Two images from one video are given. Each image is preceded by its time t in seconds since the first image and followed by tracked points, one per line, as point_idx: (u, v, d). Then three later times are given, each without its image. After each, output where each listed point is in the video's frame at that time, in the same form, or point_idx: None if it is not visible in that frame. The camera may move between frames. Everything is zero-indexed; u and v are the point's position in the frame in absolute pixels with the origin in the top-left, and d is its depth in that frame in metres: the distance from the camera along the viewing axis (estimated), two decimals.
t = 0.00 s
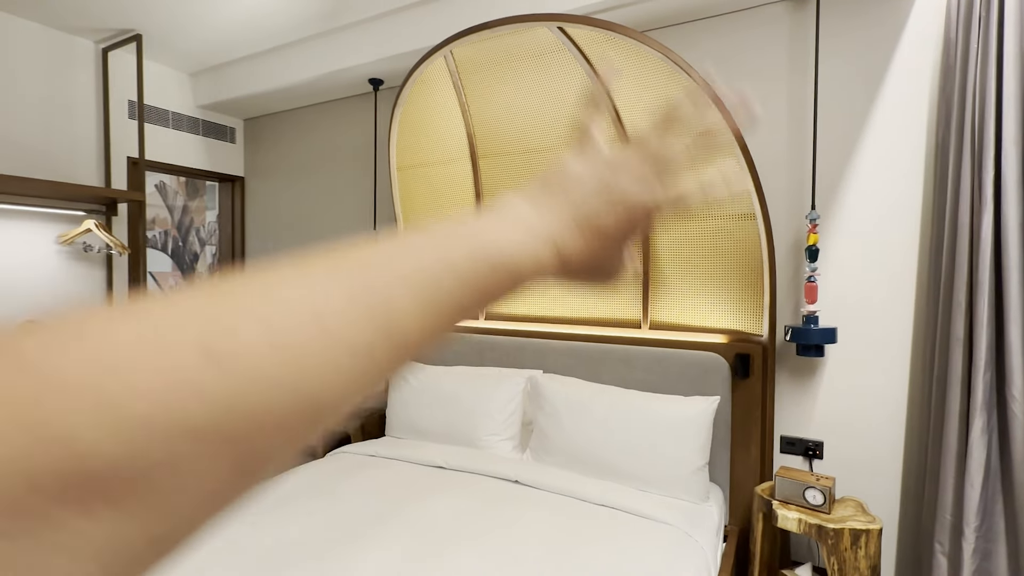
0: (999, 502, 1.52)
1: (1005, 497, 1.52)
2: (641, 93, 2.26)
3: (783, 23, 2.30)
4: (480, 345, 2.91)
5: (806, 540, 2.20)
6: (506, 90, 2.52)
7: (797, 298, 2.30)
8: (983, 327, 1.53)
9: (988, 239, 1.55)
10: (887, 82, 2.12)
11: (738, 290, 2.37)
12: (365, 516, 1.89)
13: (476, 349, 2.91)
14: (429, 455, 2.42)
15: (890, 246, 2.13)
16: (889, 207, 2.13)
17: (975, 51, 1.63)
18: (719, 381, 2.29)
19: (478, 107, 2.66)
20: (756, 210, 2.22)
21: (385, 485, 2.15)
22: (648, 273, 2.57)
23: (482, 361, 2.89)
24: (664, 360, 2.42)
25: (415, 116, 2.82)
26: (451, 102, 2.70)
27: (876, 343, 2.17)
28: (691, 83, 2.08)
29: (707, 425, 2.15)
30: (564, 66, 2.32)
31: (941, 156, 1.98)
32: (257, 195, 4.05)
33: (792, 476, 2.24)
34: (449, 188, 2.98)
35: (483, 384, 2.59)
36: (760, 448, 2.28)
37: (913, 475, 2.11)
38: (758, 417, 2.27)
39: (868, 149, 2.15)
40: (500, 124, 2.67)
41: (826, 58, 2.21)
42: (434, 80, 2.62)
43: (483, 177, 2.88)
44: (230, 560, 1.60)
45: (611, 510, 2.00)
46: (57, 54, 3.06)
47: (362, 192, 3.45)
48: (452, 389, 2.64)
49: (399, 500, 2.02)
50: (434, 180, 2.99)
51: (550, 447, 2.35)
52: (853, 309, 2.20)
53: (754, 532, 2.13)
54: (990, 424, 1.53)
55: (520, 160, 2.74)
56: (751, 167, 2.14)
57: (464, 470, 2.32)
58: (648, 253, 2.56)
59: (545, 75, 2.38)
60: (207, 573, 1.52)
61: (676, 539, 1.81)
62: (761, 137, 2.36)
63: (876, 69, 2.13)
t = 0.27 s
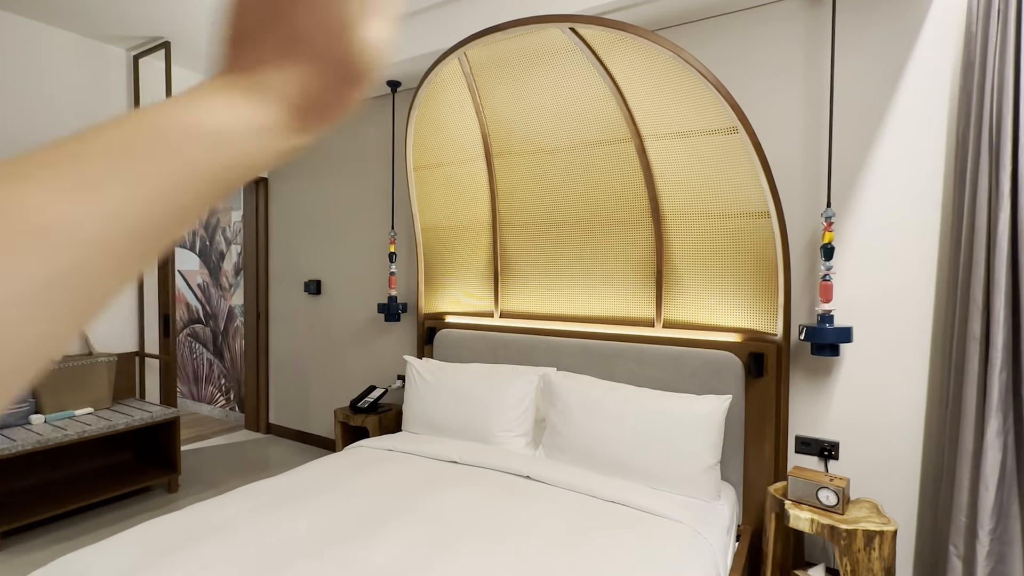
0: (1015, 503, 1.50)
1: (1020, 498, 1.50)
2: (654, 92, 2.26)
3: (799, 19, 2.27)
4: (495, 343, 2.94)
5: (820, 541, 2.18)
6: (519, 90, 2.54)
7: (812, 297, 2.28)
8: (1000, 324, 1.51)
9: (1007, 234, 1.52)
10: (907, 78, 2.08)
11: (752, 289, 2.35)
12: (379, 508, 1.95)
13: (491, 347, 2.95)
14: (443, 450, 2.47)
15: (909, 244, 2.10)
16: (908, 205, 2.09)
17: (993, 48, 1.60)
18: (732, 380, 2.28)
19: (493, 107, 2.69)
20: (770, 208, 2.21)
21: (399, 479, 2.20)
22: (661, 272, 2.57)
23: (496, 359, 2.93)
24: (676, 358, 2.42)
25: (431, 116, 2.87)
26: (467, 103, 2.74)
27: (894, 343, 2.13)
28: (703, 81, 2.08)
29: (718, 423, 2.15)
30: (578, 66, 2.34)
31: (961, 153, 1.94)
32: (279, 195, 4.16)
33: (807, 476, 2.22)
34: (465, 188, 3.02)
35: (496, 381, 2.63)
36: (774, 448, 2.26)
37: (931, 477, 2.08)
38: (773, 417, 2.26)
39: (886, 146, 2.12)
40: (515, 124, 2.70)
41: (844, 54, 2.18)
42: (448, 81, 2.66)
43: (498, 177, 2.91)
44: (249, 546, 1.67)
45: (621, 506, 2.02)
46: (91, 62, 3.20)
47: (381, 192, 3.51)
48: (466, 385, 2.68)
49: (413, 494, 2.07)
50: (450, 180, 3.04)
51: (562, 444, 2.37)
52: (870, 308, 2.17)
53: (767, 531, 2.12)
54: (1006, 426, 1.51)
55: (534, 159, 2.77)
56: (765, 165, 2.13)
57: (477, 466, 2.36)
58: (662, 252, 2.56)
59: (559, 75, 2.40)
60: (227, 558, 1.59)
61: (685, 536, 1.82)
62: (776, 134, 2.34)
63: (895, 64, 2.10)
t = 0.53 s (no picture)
0: None
1: None
2: (660, 89, 2.25)
3: (810, 13, 2.23)
4: (504, 340, 2.96)
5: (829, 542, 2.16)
6: (527, 89, 2.55)
7: (823, 296, 2.24)
8: (1010, 325, 1.48)
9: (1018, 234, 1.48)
10: (920, 72, 2.03)
11: (761, 287, 2.33)
12: (385, 501, 1.99)
13: (500, 344, 2.97)
14: (451, 445, 2.50)
15: (923, 241, 2.05)
16: (921, 201, 2.05)
17: (1005, 41, 1.56)
18: (740, 379, 2.26)
19: (501, 106, 2.71)
20: (779, 206, 2.18)
21: (407, 474, 2.24)
22: (670, 269, 2.56)
23: (505, 356, 2.94)
24: (684, 357, 2.40)
25: (440, 116, 2.90)
26: (475, 102, 2.76)
27: (907, 342, 2.09)
28: (709, 78, 2.06)
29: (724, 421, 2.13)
30: (584, 64, 2.34)
31: (976, 147, 1.89)
32: (296, 194, 4.24)
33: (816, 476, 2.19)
34: (474, 186, 3.05)
35: (504, 378, 2.65)
36: (783, 448, 2.23)
37: (944, 479, 2.04)
38: (782, 417, 2.23)
39: (899, 140, 2.08)
40: (523, 123, 2.72)
41: (855, 48, 2.14)
42: (456, 82, 2.69)
43: (507, 175, 2.93)
44: (258, 535, 1.73)
45: (624, 503, 2.02)
46: (114, 67, 3.31)
47: (393, 191, 3.56)
48: (475, 382, 2.71)
49: (419, 488, 2.10)
50: (460, 178, 3.07)
51: (567, 441, 2.38)
52: (882, 307, 2.14)
53: (773, 531, 2.11)
54: (1016, 427, 1.47)
55: (542, 157, 2.78)
56: (772, 161, 2.10)
57: (484, 461, 2.38)
58: (670, 249, 2.55)
59: (565, 73, 2.41)
60: (236, 546, 1.65)
61: (687, 533, 1.81)
62: (786, 130, 2.31)
63: (908, 58, 2.05)
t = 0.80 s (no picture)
0: None
1: None
2: (670, 86, 2.24)
3: (823, 7, 2.20)
4: (515, 338, 2.97)
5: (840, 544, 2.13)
6: (537, 88, 2.57)
7: (836, 294, 2.21)
8: None
9: None
10: (938, 64, 1.98)
11: (772, 285, 2.30)
12: (394, 495, 2.03)
13: (511, 342, 2.98)
14: (461, 441, 2.53)
15: (940, 237, 2.00)
16: (939, 197, 2.00)
17: None
18: (751, 378, 2.23)
19: (512, 105, 2.73)
20: (791, 203, 2.15)
21: (416, 468, 2.28)
22: (680, 267, 2.54)
23: (516, 353, 2.96)
24: (694, 355, 2.38)
25: (452, 115, 2.93)
26: (486, 101, 2.78)
27: (923, 341, 2.05)
28: (718, 75, 2.05)
29: (733, 420, 2.10)
30: (593, 62, 2.34)
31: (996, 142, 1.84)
32: (314, 194, 4.32)
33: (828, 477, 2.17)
34: (486, 184, 3.07)
35: (514, 375, 2.66)
36: (794, 448, 2.20)
37: (961, 482, 1.99)
38: (793, 416, 2.20)
39: (916, 135, 2.03)
40: (534, 122, 2.73)
41: (870, 42, 2.10)
42: (467, 81, 2.71)
43: (519, 174, 2.95)
44: (270, 525, 1.78)
45: (630, 501, 2.01)
46: (138, 72, 3.42)
47: (407, 190, 3.61)
48: (485, 379, 2.73)
49: (427, 483, 2.14)
50: (472, 177, 3.10)
51: (575, 438, 2.38)
52: (898, 306, 2.09)
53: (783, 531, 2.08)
54: None
55: (553, 156, 2.79)
56: (783, 158, 2.07)
57: (492, 457, 2.40)
58: (681, 247, 2.53)
59: (575, 71, 2.42)
60: (249, 535, 1.71)
61: (692, 532, 1.80)
62: (798, 126, 2.28)
63: (926, 51, 2.00)
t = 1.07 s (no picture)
0: None
1: None
2: (678, 84, 2.23)
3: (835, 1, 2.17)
4: (525, 335, 2.99)
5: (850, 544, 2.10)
6: (546, 87, 2.58)
7: (848, 292, 2.18)
8: None
9: None
10: (953, 58, 1.95)
11: (782, 282, 2.28)
12: (403, 488, 2.07)
13: (521, 339, 3.00)
14: (469, 437, 2.55)
15: (956, 233, 1.97)
16: (953, 193, 1.96)
17: None
18: (760, 376, 2.22)
19: (522, 104, 2.74)
20: (801, 200, 2.13)
21: (425, 463, 2.31)
22: (690, 265, 2.53)
23: (526, 350, 2.97)
24: (703, 353, 2.37)
25: (463, 115, 2.96)
26: (496, 100, 2.80)
27: (938, 340, 2.01)
28: (726, 71, 2.04)
29: (741, 418, 2.09)
30: (602, 60, 2.35)
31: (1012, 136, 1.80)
32: (330, 193, 4.39)
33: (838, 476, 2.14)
34: (497, 183, 3.09)
35: (523, 372, 2.68)
36: (804, 446, 2.18)
37: (976, 483, 1.96)
38: (803, 415, 2.18)
39: (931, 130, 1.99)
40: (544, 120, 2.74)
41: (883, 36, 2.07)
42: (477, 80, 2.74)
43: (529, 172, 2.97)
44: (282, 515, 1.83)
45: (635, 497, 2.02)
46: (159, 75, 3.52)
47: (419, 188, 3.64)
48: (495, 375, 2.75)
49: (436, 477, 2.17)
50: (483, 175, 3.12)
51: (582, 435, 2.39)
52: (911, 304, 2.06)
53: (791, 530, 2.07)
54: None
55: (563, 154, 2.80)
56: (793, 154, 2.05)
57: (501, 453, 2.42)
58: (691, 245, 2.52)
59: (583, 70, 2.42)
60: (262, 524, 1.76)
61: (696, 529, 1.80)
62: (809, 122, 2.26)
63: (940, 44, 1.97)
